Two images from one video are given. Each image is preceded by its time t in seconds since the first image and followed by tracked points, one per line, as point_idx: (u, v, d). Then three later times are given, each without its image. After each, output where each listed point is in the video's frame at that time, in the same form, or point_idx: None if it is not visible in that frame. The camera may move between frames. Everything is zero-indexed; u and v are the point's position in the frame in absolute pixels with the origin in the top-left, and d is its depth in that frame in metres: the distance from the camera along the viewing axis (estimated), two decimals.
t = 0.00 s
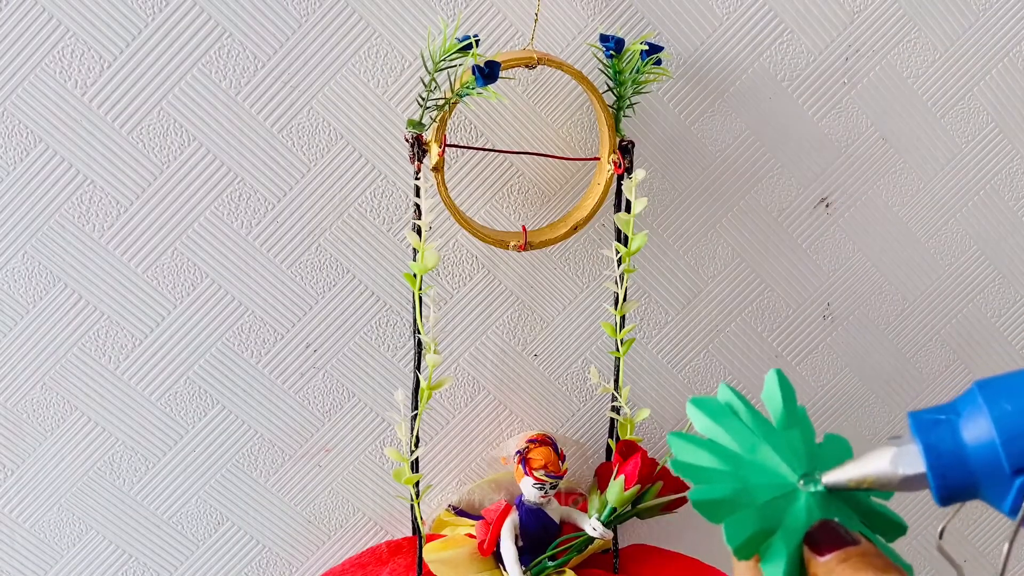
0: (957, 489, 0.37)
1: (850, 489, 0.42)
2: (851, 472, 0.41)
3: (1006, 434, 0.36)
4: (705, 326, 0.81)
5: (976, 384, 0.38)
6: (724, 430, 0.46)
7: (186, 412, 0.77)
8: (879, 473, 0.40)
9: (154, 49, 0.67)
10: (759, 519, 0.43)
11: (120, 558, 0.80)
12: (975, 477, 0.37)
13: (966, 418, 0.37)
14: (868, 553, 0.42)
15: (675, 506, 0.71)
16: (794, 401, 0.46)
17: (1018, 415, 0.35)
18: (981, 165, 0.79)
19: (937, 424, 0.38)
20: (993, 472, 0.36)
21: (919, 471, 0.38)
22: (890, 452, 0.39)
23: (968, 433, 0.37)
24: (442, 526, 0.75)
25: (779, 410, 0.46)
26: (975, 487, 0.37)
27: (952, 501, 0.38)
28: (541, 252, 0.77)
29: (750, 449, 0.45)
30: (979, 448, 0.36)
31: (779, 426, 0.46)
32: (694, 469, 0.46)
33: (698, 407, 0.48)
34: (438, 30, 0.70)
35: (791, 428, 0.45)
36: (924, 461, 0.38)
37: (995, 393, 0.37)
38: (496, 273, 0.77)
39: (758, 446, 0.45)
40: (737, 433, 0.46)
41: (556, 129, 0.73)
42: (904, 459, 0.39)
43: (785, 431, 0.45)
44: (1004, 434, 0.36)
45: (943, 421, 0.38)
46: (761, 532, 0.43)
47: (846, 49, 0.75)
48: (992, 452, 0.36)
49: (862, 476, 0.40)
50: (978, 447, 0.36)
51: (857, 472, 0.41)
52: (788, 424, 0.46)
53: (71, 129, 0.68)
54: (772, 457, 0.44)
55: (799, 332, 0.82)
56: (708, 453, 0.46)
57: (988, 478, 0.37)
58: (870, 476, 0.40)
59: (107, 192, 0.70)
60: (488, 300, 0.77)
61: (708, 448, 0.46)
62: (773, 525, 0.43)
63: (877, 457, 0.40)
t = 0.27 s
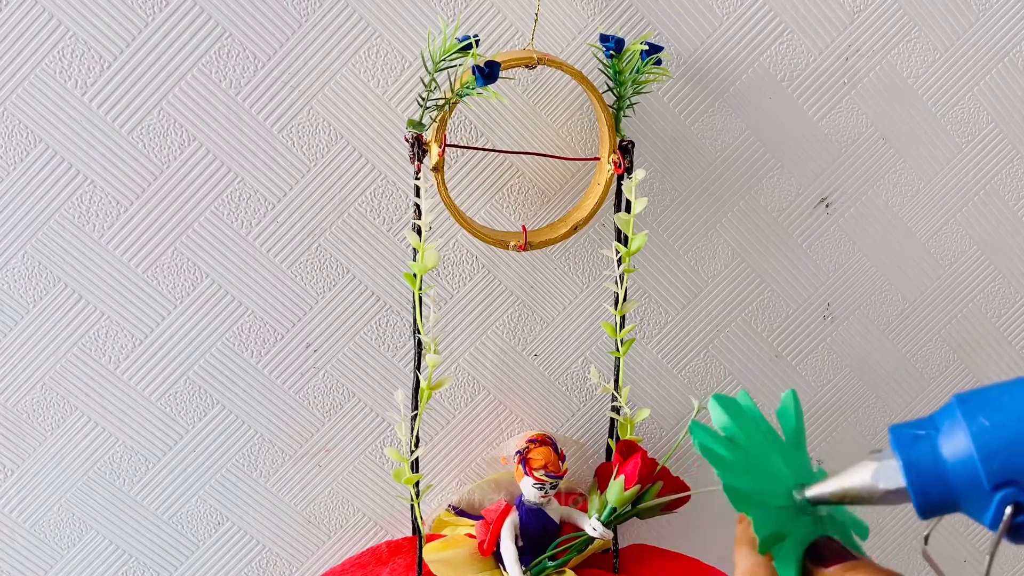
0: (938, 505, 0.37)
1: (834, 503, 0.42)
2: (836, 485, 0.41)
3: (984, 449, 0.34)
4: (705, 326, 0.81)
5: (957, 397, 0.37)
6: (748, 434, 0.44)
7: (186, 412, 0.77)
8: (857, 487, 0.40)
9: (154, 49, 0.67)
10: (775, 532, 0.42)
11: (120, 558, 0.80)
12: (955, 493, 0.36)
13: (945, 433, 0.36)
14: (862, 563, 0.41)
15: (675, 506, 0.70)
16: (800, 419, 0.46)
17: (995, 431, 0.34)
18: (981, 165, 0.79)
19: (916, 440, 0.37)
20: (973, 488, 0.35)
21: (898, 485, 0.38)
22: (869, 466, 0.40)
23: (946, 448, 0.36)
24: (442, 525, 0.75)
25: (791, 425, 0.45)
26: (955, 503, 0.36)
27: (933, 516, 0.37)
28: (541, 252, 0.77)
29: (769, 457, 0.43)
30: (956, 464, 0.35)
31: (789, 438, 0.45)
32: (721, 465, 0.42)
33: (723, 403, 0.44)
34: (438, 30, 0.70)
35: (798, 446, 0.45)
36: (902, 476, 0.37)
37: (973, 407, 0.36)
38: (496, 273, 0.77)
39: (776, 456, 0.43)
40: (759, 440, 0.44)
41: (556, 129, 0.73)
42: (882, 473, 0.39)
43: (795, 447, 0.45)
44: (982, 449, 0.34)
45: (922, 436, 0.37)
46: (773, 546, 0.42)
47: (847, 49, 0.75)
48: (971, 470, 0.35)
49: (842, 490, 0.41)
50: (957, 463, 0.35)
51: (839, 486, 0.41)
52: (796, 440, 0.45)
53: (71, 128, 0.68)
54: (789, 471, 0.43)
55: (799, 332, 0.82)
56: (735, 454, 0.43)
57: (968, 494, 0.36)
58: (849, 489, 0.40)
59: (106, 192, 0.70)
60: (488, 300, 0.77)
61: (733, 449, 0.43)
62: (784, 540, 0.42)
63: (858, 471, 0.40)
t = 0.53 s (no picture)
0: (938, 509, 0.38)
1: (833, 507, 0.43)
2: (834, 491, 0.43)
3: (983, 456, 0.35)
4: (705, 326, 0.81)
5: (956, 403, 0.38)
6: (724, 430, 0.46)
7: (186, 412, 0.77)
8: (858, 491, 0.41)
9: (154, 49, 0.67)
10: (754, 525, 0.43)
11: (120, 558, 0.80)
12: (955, 498, 0.37)
13: (945, 438, 0.37)
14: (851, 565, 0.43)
15: (674, 506, 0.70)
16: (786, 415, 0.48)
17: (995, 437, 0.35)
18: (981, 165, 0.79)
19: (917, 445, 0.38)
20: (973, 492, 0.36)
21: (898, 490, 0.39)
22: (870, 470, 0.41)
23: (947, 453, 0.37)
24: (442, 525, 0.75)
25: (775, 420, 0.47)
26: (956, 508, 0.38)
27: (933, 519, 0.39)
28: (541, 252, 0.77)
29: (747, 455, 0.45)
30: (956, 470, 0.37)
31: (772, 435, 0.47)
32: (694, 463, 0.45)
33: (700, 403, 0.48)
34: (438, 30, 0.70)
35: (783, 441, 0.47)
36: (903, 481, 0.39)
37: (973, 413, 0.37)
38: (496, 273, 0.77)
39: (755, 456, 0.45)
40: (736, 436, 0.46)
41: (556, 129, 0.73)
42: (883, 477, 0.40)
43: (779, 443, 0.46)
44: (982, 455, 0.35)
45: (922, 442, 0.38)
46: (754, 538, 0.43)
47: (847, 49, 0.75)
48: (971, 474, 0.36)
49: (842, 495, 0.42)
50: (957, 468, 0.37)
51: (839, 491, 0.42)
52: (781, 438, 0.47)
53: (71, 128, 0.68)
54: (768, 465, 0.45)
55: (799, 332, 0.82)
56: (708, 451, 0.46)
57: (968, 499, 0.37)
58: (849, 493, 0.41)
59: (106, 192, 0.70)
60: (487, 301, 0.77)
61: (707, 446, 0.46)
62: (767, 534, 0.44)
63: (858, 475, 0.41)
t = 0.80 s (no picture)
0: (936, 514, 0.38)
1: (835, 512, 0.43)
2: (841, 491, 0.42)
3: (983, 462, 0.36)
4: (705, 326, 0.81)
5: (955, 410, 0.39)
6: (715, 451, 0.47)
7: (186, 412, 0.77)
8: (861, 496, 0.40)
9: (154, 49, 0.67)
10: (750, 548, 0.45)
11: (120, 558, 0.80)
12: (954, 502, 0.38)
13: (944, 444, 0.38)
14: None
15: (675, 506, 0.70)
16: (781, 423, 0.47)
17: (993, 444, 0.36)
18: (981, 165, 0.79)
19: (917, 451, 0.39)
20: (971, 497, 0.37)
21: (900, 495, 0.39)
22: (872, 475, 0.40)
23: (945, 459, 0.38)
24: (442, 525, 0.75)
25: (767, 433, 0.47)
26: (955, 511, 0.38)
27: (932, 523, 0.39)
28: (541, 252, 0.77)
29: (739, 473, 0.46)
30: (956, 475, 0.37)
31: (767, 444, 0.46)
32: (686, 490, 0.46)
33: (690, 426, 0.48)
34: (438, 30, 0.70)
35: (780, 451, 0.46)
36: (904, 486, 0.39)
37: (972, 420, 0.37)
38: (496, 273, 0.77)
39: (747, 472, 0.46)
40: (728, 455, 0.46)
41: (556, 129, 0.73)
42: (884, 482, 0.40)
43: (774, 455, 0.46)
44: (981, 462, 0.36)
45: (922, 448, 0.39)
46: (753, 560, 0.45)
47: (847, 49, 0.75)
48: (970, 480, 0.37)
49: (846, 499, 0.41)
50: (956, 474, 0.37)
51: (841, 495, 0.42)
52: (777, 444, 0.47)
53: (71, 128, 0.68)
54: (764, 482, 0.45)
55: (799, 332, 0.82)
56: (700, 476, 0.46)
57: (967, 503, 0.37)
58: (853, 498, 0.41)
59: (106, 192, 0.70)
60: (488, 301, 0.77)
61: (699, 471, 0.47)
62: (765, 552, 0.45)
63: (860, 479, 0.41)
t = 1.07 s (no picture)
0: (956, 385, 0.37)
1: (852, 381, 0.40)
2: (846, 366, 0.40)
3: (1014, 331, 0.34)
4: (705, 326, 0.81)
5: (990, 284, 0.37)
6: (704, 360, 0.41)
7: (186, 412, 0.77)
8: (876, 365, 0.39)
9: (154, 49, 0.67)
10: (734, 458, 0.38)
11: (120, 558, 0.80)
12: (975, 374, 0.36)
13: (975, 315, 0.36)
14: (839, 485, 0.36)
15: (674, 506, 0.70)
16: (776, 324, 0.41)
17: None
18: (981, 165, 0.79)
19: (946, 319, 0.37)
20: (994, 369, 0.35)
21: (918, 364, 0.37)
22: (890, 345, 0.38)
23: (976, 330, 0.36)
24: (442, 526, 0.75)
25: (760, 332, 0.41)
26: (973, 383, 0.36)
27: (948, 398, 0.38)
28: (541, 252, 0.77)
29: (727, 379, 0.40)
30: (984, 345, 0.35)
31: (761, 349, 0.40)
32: (672, 404, 0.41)
33: (678, 337, 0.42)
34: (438, 30, 0.70)
35: (777, 355, 0.40)
36: (925, 353, 0.37)
37: (1008, 292, 0.35)
38: (496, 273, 0.77)
39: (734, 379, 0.40)
40: (716, 362, 0.41)
41: (556, 129, 0.73)
42: (903, 351, 0.38)
43: (767, 360, 0.40)
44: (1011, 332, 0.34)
45: (951, 317, 0.37)
46: (740, 471, 0.38)
47: (847, 49, 0.75)
48: (996, 351, 0.35)
49: (859, 369, 0.39)
50: (984, 344, 0.35)
51: (854, 364, 0.40)
52: (775, 351, 0.40)
53: (70, 128, 0.68)
54: (751, 388, 0.39)
55: (799, 331, 0.82)
56: (689, 387, 0.41)
57: (988, 374, 0.36)
58: (865, 368, 0.39)
59: (106, 192, 0.70)
60: (487, 300, 0.77)
61: (683, 383, 0.41)
62: (751, 464, 0.38)
63: (875, 350, 0.39)
